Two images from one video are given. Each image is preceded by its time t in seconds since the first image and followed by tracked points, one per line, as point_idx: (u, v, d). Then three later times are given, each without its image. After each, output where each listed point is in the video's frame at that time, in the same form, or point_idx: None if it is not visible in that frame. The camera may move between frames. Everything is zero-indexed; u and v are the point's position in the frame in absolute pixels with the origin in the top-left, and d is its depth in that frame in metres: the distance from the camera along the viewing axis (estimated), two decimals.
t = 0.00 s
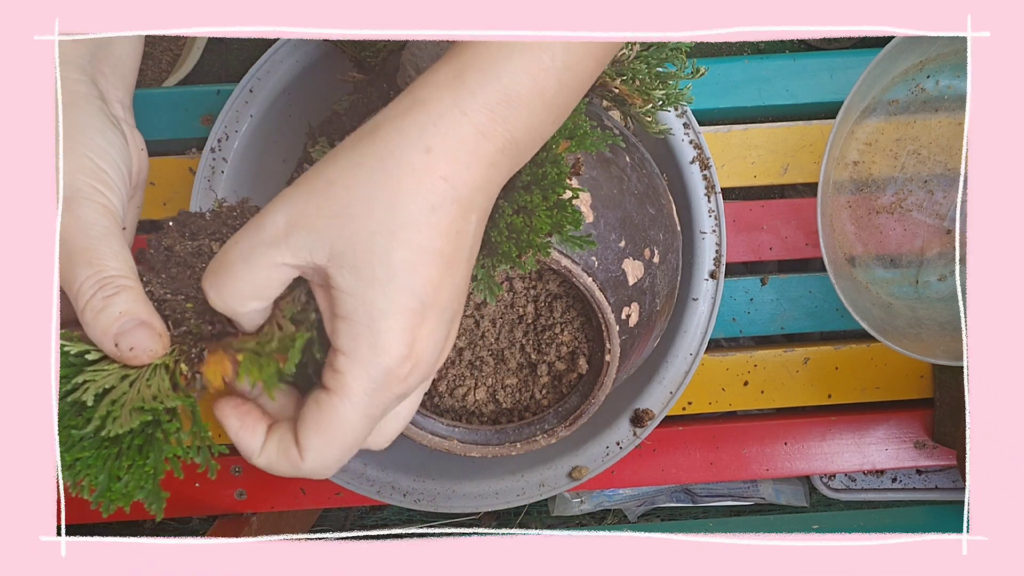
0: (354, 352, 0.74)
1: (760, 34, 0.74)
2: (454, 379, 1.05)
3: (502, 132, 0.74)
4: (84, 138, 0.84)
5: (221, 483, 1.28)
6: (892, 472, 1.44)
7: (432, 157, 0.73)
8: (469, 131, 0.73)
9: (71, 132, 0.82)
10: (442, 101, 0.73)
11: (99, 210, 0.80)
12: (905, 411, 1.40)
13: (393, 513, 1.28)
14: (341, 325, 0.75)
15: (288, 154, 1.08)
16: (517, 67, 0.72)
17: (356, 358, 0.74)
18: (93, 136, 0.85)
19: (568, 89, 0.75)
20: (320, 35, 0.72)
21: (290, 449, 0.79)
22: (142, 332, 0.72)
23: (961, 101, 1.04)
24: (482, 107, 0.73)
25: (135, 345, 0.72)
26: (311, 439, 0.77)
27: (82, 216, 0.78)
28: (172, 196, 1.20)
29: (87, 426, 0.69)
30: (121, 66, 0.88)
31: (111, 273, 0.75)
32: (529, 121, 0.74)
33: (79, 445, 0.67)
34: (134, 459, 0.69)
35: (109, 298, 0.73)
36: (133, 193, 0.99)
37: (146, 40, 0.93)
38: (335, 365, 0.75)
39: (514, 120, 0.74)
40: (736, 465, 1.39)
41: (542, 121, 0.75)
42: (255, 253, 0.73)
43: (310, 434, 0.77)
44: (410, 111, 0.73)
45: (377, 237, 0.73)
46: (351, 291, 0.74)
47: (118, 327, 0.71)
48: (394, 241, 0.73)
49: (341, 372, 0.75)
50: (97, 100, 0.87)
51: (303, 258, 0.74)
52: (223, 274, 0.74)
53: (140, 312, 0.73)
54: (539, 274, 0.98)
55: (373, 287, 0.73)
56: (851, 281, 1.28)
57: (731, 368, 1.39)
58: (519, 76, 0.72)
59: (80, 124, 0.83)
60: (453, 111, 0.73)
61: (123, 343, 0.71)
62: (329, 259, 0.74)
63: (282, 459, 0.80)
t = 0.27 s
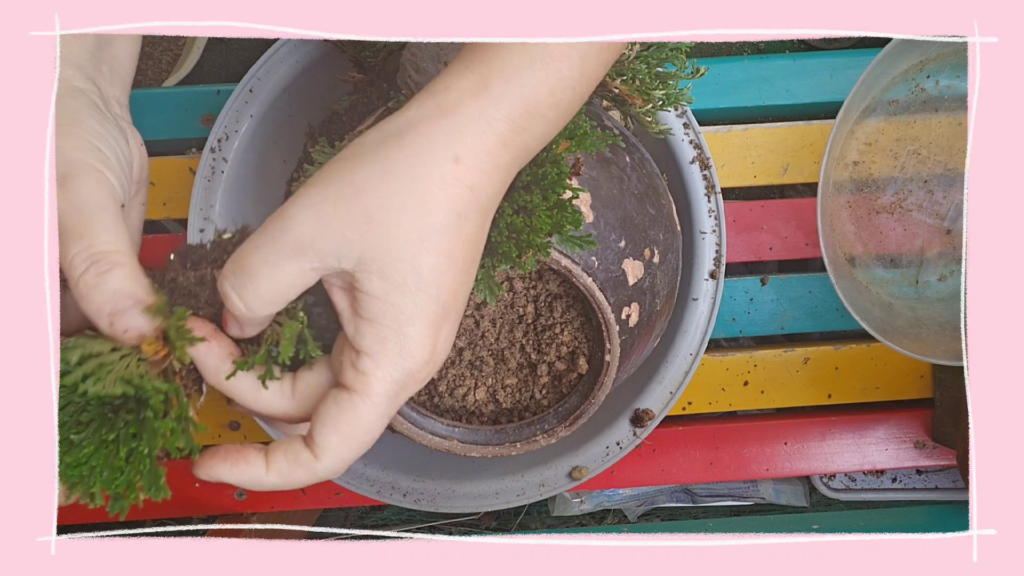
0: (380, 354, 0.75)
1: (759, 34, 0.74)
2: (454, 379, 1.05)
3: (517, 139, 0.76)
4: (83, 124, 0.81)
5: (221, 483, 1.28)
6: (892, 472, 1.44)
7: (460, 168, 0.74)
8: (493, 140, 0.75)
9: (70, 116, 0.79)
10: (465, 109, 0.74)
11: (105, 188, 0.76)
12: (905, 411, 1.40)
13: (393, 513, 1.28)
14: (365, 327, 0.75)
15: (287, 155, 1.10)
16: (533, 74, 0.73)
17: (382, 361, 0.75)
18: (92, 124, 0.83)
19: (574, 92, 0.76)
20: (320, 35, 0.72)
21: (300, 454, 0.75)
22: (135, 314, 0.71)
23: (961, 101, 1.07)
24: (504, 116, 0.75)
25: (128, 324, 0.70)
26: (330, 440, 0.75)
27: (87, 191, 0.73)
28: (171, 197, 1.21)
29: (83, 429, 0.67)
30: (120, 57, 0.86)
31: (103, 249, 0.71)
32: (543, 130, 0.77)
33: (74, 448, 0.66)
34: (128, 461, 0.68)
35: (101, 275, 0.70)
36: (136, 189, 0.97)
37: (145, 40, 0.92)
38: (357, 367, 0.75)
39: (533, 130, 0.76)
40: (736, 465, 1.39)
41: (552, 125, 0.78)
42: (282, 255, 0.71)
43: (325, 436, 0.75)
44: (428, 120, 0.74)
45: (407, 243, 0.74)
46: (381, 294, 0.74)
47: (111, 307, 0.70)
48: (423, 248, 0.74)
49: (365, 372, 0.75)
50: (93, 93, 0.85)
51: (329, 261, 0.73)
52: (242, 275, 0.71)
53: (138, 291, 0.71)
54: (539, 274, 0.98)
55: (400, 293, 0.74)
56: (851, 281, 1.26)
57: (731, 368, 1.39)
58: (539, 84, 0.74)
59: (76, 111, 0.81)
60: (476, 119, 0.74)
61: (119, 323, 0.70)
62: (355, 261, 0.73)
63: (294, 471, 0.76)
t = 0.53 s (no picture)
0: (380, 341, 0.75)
1: (759, 33, 0.74)
2: (454, 379, 1.05)
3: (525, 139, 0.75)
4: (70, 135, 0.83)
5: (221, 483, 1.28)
6: (892, 472, 1.44)
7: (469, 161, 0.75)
8: (503, 137, 0.75)
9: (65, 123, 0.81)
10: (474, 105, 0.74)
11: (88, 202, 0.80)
12: (905, 411, 1.40)
13: (393, 513, 1.28)
14: (366, 312, 0.75)
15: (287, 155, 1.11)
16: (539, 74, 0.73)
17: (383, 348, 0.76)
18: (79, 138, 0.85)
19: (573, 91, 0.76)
20: (320, 35, 0.71)
21: (299, 444, 0.76)
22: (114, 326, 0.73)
23: (961, 101, 1.05)
24: (515, 113, 0.74)
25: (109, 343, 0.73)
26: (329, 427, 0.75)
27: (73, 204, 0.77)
28: (173, 197, 1.20)
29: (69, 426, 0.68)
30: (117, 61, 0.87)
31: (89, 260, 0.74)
32: (551, 129, 0.77)
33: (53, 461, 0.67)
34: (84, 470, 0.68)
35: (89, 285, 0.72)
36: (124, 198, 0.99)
37: (146, 40, 0.92)
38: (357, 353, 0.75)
39: (542, 129, 0.76)
40: (736, 465, 1.39)
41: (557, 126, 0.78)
42: (286, 236, 0.70)
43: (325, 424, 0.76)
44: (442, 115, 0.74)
45: (413, 231, 0.74)
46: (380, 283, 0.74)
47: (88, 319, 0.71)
48: (429, 236, 0.74)
49: (365, 359, 0.75)
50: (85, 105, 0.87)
51: (333, 245, 0.73)
52: (242, 244, 0.70)
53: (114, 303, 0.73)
54: (539, 274, 0.98)
55: (403, 278, 0.74)
56: (850, 280, 1.27)
57: (731, 368, 1.39)
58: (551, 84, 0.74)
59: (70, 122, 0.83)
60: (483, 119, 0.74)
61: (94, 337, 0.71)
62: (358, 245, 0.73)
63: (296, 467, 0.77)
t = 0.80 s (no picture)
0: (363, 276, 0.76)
1: (760, 34, 0.74)
2: (454, 379, 1.05)
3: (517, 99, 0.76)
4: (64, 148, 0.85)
5: (221, 483, 1.28)
6: (892, 472, 1.44)
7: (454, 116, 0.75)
8: (490, 94, 0.75)
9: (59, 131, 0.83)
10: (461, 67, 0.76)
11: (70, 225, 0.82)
12: (905, 411, 1.40)
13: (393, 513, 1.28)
14: (359, 253, 0.77)
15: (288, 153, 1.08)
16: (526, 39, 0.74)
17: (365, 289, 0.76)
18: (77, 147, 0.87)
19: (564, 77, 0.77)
20: (320, 34, 0.72)
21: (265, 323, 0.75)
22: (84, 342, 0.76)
23: (961, 100, 1.08)
24: (500, 75, 0.75)
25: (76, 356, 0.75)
26: (291, 323, 0.74)
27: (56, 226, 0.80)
28: (172, 196, 1.20)
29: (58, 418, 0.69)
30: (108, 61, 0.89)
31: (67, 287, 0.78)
32: (545, 94, 0.78)
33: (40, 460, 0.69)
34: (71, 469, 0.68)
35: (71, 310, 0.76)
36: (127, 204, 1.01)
37: (146, 40, 0.92)
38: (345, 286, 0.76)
39: (532, 89, 0.76)
40: (737, 465, 1.39)
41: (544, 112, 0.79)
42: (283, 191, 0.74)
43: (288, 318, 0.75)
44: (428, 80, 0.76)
45: (402, 179, 0.74)
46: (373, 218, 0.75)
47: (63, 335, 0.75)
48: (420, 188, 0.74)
49: (356, 289, 0.75)
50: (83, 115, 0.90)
51: (325, 201, 0.75)
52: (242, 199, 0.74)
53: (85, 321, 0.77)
54: (539, 274, 0.98)
55: (392, 224, 0.75)
56: (851, 280, 1.26)
57: (731, 368, 1.39)
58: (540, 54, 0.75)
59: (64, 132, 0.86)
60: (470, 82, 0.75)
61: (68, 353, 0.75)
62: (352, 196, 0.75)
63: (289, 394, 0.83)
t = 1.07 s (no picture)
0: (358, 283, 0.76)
1: (760, 34, 0.74)
2: (454, 379, 1.05)
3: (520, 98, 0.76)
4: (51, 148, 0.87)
5: (221, 483, 1.28)
6: (892, 472, 1.44)
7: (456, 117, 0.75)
8: (493, 95, 0.76)
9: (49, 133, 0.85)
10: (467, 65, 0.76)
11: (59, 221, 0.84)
12: (905, 411, 1.40)
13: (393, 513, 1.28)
14: (354, 258, 0.77)
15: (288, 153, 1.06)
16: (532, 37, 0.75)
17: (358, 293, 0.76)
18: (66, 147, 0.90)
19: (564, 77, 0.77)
20: (321, 34, 0.72)
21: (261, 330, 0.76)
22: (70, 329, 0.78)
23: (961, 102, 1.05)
24: (504, 76, 0.76)
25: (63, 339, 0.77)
26: (285, 331, 0.75)
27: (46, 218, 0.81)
28: (172, 197, 1.20)
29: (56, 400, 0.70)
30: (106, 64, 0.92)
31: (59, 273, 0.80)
32: (546, 96, 0.78)
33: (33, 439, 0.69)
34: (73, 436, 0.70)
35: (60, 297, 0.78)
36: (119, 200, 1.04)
37: (146, 40, 0.92)
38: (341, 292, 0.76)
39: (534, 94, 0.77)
40: (737, 465, 1.39)
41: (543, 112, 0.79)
42: (275, 182, 0.72)
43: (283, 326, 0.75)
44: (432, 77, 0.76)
45: (401, 182, 0.74)
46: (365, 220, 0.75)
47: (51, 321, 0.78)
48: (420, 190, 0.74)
49: (351, 295, 0.75)
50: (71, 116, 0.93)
51: (325, 199, 0.74)
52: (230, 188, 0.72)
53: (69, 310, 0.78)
54: (539, 274, 0.98)
55: (390, 225, 0.75)
56: (851, 280, 1.27)
57: (731, 368, 1.39)
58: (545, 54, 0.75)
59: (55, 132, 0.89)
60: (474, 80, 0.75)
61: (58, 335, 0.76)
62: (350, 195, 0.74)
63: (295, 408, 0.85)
